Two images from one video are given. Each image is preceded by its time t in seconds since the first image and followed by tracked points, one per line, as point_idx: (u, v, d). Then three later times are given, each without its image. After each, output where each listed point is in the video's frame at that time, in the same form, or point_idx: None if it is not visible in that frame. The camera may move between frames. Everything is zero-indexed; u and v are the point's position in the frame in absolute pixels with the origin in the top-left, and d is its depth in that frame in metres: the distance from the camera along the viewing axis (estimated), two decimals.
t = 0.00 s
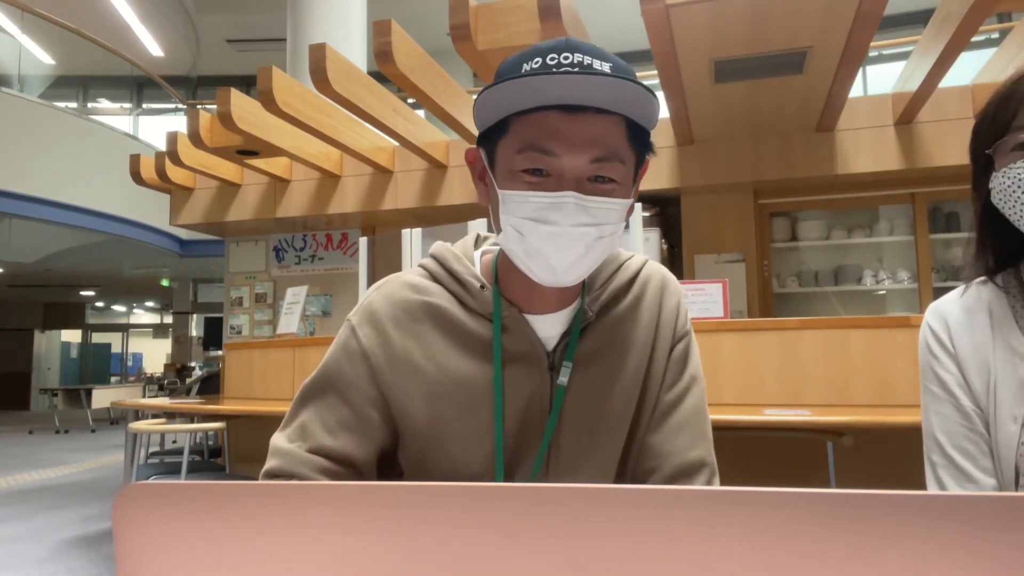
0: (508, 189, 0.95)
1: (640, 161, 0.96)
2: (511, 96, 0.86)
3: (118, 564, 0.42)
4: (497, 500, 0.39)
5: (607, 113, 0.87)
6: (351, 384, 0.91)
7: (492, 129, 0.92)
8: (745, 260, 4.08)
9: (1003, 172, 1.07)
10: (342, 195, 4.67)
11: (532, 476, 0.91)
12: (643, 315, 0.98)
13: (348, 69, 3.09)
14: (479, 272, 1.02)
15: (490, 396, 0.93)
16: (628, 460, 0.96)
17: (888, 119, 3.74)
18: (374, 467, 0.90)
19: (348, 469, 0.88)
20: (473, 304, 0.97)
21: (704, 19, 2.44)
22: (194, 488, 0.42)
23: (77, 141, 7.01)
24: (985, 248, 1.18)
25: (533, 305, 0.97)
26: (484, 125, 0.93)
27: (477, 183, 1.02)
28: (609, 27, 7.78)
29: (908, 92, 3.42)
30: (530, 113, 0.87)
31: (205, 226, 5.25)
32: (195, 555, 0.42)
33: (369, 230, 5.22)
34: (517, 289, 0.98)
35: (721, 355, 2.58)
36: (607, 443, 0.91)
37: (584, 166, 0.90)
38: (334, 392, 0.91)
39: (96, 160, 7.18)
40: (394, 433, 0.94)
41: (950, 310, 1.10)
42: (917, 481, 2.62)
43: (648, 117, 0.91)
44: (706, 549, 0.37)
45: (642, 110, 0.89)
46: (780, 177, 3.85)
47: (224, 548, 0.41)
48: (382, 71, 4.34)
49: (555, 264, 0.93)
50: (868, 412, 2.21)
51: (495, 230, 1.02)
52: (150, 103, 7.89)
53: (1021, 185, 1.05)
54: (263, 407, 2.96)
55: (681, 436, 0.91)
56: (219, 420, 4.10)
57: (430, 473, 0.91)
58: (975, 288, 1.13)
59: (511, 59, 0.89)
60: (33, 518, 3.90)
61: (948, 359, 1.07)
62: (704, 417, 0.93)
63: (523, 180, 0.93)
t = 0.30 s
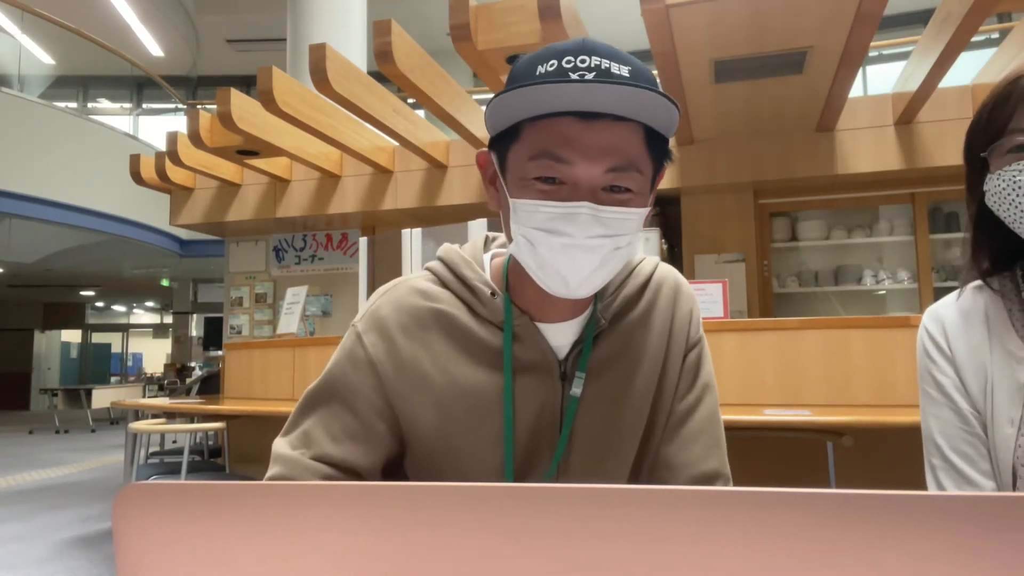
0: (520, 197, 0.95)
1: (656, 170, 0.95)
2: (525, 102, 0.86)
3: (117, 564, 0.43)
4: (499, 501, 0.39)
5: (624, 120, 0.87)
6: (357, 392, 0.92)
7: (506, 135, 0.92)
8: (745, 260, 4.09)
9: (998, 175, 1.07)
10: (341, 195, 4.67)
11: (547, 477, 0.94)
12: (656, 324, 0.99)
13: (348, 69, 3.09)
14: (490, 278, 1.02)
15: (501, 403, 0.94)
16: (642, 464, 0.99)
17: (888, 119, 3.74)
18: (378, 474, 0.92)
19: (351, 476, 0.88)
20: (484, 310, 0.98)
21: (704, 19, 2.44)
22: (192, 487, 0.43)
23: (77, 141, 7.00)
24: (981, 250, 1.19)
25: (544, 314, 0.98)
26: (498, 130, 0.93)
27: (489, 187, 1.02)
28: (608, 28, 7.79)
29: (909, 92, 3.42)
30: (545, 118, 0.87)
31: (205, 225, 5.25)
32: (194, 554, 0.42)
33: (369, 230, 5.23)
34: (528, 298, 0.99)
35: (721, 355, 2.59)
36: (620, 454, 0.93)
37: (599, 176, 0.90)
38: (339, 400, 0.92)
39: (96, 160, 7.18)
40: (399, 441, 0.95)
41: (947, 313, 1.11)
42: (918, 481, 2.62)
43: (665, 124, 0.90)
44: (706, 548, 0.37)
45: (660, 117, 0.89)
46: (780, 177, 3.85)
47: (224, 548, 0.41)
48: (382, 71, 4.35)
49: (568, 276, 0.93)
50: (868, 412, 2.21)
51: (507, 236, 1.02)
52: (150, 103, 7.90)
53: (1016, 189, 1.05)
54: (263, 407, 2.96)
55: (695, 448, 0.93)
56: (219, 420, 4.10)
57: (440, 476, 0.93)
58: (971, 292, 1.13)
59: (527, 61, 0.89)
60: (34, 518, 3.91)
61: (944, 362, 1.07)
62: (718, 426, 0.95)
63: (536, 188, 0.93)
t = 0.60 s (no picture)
0: (524, 204, 0.95)
1: (663, 174, 0.95)
2: (528, 105, 0.86)
3: (118, 564, 0.43)
4: (500, 502, 0.39)
5: (631, 124, 0.87)
6: (358, 399, 0.92)
7: (510, 139, 0.92)
8: (745, 260, 4.09)
9: (996, 177, 1.07)
10: (341, 195, 4.67)
11: (552, 479, 0.94)
12: (661, 327, 0.99)
13: (348, 69, 3.09)
14: (492, 281, 1.03)
15: (504, 408, 0.94)
16: (648, 466, 0.99)
17: (888, 120, 3.74)
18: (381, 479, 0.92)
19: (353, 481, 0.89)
20: (487, 315, 0.98)
21: (704, 19, 2.44)
22: (192, 487, 0.43)
23: (77, 141, 7.01)
24: (977, 250, 1.19)
25: (548, 319, 0.99)
26: (500, 134, 0.93)
27: (491, 190, 1.02)
28: (608, 28, 7.79)
29: (908, 92, 3.42)
30: (548, 122, 0.87)
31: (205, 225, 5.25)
32: (196, 551, 0.42)
33: (369, 230, 5.23)
34: (532, 303, 0.99)
35: (721, 355, 2.59)
36: (625, 457, 0.94)
37: (604, 182, 0.90)
38: (339, 407, 0.92)
39: (96, 160, 7.19)
40: (401, 445, 0.95)
41: (944, 315, 1.11)
42: (918, 481, 2.62)
43: (673, 128, 0.90)
44: (705, 549, 0.37)
45: (667, 121, 0.89)
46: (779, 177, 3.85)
47: (224, 547, 0.42)
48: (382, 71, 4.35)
49: (572, 283, 0.94)
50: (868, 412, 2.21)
51: (510, 240, 1.03)
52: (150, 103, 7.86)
53: (1014, 191, 1.05)
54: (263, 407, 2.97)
55: (701, 451, 0.94)
56: (218, 420, 4.11)
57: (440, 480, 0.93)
58: (968, 293, 1.14)
59: (531, 61, 0.90)
60: (34, 518, 3.91)
61: (941, 363, 1.08)
62: (724, 430, 0.95)
63: (539, 195, 0.94)
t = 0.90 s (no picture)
0: (520, 202, 0.95)
1: (660, 173, 0.95)
2: (523, 105, 0.86)
3: (118, 565, 0.43)
4: (502, 501, 0.39)
5: (626, 123, 0.87)
6: (357, 400, 0.92)
7: (506, 140, 0.92)
8: (745, 260, 4.09)
9: (997, 175, 1.08)
10: (341, 195, 4.67)
11: (552, 479, 0.95)
12: (659, 327, 0.99)
13: (348, 69, 3.09)
14: (490, 282, 1.03)
15: (503, 408, 0.94)
16: (647, 466, 0.99)
17: (888, 120, 3.74)
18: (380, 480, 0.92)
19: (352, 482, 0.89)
20: (485, 315, 0.98)
21: (705, 19, 2.44)
22: (192, 488, 0.43)
23: (77, 141, 7.01)
24: (978, 248, 1.19)
25: (546, 319, 0.99)
26: (496, 134, 0.93)
27: (489, 190, 1.02)
28: (608, 28, 7.80)
29: (908, 92, 3.42)
30: (545, 121, 0.88)
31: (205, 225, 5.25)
32: (199, 548, 0.42)
33: (369, 231, 5.23)
34: (531, 303, 0.99)
35: (721, 355, 2.59)
36: (624, 456, 0.94)
37: (600, 181, 0.90)
38: (339, 409, 0.92)
39: (96, 160, 7.19)
40: (401, 446, 0.96)
41: (946, 314, 1.11)
42: (919, 481, 2.62)
43: (669, 128, 0.90)
44: (706, 548, 0.37)
45: (663, 120, 0.89)
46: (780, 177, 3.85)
47: (227, 543, 0.42)
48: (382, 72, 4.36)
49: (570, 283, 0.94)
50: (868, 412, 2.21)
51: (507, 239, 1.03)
52: (150, 103, 7.90)
53: (1015, 189, 1.06)
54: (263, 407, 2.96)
55: (700, 451, 0.94)
56: (218, 420, 4.10)
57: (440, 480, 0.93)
58: (970, 291, 1.13)
59: (527, 61, 0.90)
60: (34, 518, 3.91)
61: (943, 361, 1.08)
62: (722, 430, 0.95)
63: (536, 194, 0.94)
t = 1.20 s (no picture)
0: (517, 199, 0.95)
1: (655, 171, 0.96)
2: (520, 101, 0.86)
3: (117, 564, 0.43)
4: (501, 503, 0.39)
5: (622, 120, 0.87)
6: (356, 400, 0.92)
7: (503, 137, 0.92)
8: (745, 260, 4.08)
9: (997, 167, 1.07)
10: (341, 195, 4.67)
11: (550, 478, 0.95)
12: (657, 325, 0.99)
13: (348, 69, 3.09)
14: (489, 281, 1.03)
15: (502, 407, 0.94)
16: (645, 464, 0.99)
17: (889, 119, 3.74)
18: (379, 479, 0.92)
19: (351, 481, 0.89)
20: (483, 314, 0.98)
21: (704, 19, 2.44)
22: (191, 487, 0.43)
23: (77, 141, 6.99)
24: (980, 244, 1.19)
25: (544, 317, 0.99)
26: (493, 131, 0.93)
27: (486, 189, 1.02)
28: (608, 27, 7.80)
29: (909, 92, 3.42)
30: (542, 118, 0.88)
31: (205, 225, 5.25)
32: (199, 546, 0.42)
33: (368, 231, 5.23)
34: (529, 301, 0.99)
35: (721, 355, 2.59)
36: (622, 455, 0.94)
37: (597, 178, 0.90)
38: (338, 408, 0.92)
39: (96, 160, 7.17)
40: (400, 445, 0.96)
41: (947, 309, 1.11)
42: (919, 481, 2.62)
43: (664, 125, 0.91)
44: (703, 547, 0.37)
45: (659, 117, 0.89)
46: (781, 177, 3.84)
47: (225, 543, 0.42)
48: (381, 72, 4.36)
49: (566, 278, 0.94)
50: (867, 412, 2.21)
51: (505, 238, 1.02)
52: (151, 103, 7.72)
53: (1016, 181, 1.05)
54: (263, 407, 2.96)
55: (698, 449, 0.94)
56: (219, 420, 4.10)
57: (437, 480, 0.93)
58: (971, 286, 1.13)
59: (523, 59, 0.89)
60: (34, 518, 3.91)
61: (946, 356, 1.07)
62: (720, 429, 0.95)
63: (532, 191, 0.93)
